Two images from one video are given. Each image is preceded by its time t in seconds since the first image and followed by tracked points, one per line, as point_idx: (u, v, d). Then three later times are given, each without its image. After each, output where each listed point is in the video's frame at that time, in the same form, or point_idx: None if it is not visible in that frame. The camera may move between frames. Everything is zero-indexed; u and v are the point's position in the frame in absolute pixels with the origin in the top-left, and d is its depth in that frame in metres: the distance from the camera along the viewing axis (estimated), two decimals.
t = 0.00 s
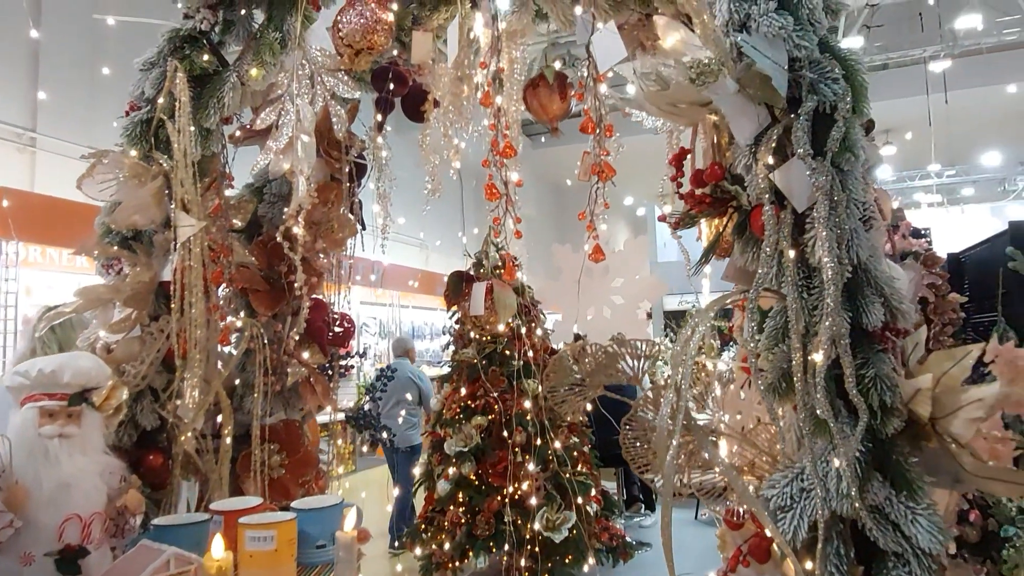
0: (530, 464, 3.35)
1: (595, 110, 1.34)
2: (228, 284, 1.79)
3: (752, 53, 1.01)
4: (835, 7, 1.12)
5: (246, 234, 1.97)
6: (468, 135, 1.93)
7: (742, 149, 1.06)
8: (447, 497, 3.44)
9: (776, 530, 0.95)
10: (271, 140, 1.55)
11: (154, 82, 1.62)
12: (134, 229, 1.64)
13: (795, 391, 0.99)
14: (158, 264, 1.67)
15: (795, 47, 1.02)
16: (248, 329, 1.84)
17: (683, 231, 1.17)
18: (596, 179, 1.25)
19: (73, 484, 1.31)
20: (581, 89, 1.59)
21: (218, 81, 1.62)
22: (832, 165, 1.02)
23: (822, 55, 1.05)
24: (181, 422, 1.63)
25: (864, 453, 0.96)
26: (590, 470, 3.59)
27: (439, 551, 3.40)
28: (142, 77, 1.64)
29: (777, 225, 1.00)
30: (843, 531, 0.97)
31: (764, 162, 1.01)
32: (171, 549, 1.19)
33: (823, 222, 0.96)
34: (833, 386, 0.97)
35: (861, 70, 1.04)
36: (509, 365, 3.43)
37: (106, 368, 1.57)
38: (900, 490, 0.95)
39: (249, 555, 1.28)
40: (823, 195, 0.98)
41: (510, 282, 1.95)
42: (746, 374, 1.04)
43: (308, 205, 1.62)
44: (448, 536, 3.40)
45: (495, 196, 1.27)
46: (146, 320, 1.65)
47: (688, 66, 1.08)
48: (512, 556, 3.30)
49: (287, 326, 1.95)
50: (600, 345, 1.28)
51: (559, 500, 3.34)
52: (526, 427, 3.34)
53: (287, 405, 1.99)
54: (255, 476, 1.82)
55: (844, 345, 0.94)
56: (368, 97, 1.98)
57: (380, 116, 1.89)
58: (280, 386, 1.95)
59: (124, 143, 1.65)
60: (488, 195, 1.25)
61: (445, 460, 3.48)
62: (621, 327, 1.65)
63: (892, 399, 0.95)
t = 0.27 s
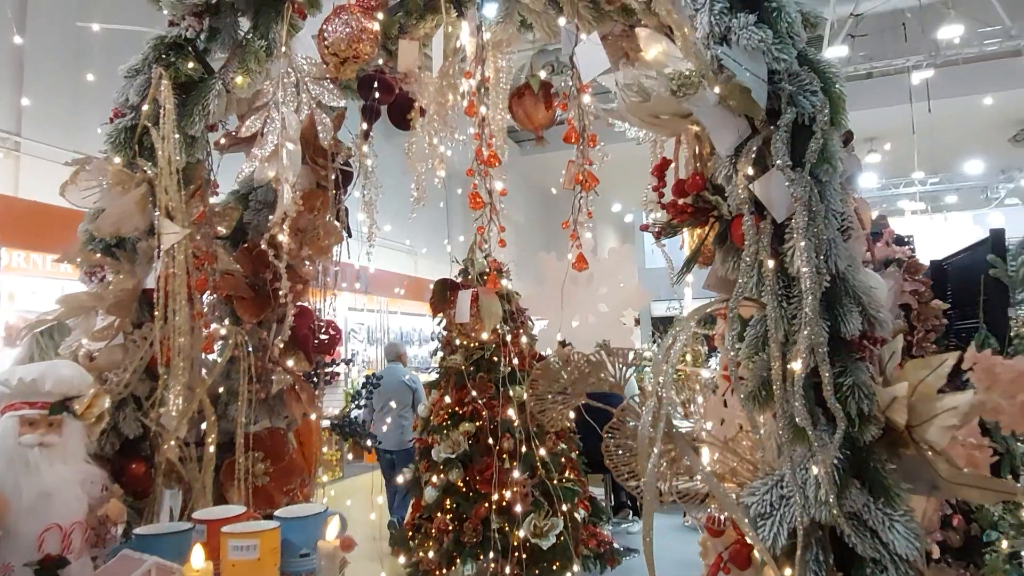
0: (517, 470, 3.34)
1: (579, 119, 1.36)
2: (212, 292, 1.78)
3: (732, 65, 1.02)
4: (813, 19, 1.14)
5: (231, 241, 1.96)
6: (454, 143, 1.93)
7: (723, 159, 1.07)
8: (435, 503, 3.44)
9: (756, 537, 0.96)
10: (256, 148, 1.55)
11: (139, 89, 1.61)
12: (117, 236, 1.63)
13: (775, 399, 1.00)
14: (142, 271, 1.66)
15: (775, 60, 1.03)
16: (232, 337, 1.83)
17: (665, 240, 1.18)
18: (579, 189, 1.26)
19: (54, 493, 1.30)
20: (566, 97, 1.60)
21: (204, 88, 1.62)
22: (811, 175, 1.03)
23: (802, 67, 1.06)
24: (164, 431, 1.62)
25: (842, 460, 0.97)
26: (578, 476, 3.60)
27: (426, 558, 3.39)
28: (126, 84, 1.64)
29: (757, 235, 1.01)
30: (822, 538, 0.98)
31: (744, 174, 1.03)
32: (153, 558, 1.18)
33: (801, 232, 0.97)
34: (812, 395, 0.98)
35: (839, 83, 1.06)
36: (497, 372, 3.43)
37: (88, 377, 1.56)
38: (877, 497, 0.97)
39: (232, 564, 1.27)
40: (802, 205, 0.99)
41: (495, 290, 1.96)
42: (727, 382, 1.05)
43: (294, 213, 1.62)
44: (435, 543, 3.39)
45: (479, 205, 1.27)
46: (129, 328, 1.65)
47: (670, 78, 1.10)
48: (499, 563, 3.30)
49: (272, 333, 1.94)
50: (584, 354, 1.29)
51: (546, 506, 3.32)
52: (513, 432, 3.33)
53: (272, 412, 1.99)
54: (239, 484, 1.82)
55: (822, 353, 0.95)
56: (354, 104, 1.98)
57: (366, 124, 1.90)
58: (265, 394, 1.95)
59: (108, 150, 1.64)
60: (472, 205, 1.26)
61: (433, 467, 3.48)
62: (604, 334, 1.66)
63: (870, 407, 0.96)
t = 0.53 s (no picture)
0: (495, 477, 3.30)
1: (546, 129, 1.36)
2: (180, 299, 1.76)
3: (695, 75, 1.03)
4: (776, 31, 1.16)
5: (201, 248, 1.95)
6: (426, 150, 1.94)
7: (687, 168, 1.09)
8: (412, 512, 3.44)
9: (716, 543, 0.96)
10: (225, 153, 1.54)
11: (106, 93, 1.59)
12: (82, 242, 1.61)
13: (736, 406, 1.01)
14: (107, 277, 1.64)
15: (737, 71, 1.05)
16: (200, 344, 1.81)
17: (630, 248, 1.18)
18: (546, 196, 1.26)
19: (11, 504, 1.27)
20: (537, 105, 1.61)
21: (172, 93, 1.60)
22: (772, 185, 1.05)
23: (763, 78, 1.08)
24: (129, 439, 1.59)
25: (801, 465, 0.99)
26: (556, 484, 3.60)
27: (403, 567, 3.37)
28: (93, 88, 1.62)
29: (718, 243, 1.03)
30: (782, 544, 0.99)
31: (706, 183, 1.04)
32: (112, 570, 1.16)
33: (761, 241, 0.99)
34: (772, 401, 1.00)
35: (799, 94, 1.08)
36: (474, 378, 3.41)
37: (50, 384, 1.54)
38: (836, 502, 0.98)
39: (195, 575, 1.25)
40: (762, 214, 1.01)
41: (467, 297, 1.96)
42: (689, 389, 1.06)
43: (263, 219, 1.60)
44: (412, 551, 3.38)
45: (447, 212, 1.28)
46: (93, 335, 1.62)
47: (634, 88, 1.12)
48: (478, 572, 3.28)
49: (241, 341, 1.92)
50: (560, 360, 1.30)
51: (524, 514, 3.27)
52: (491, 440, 3.30)
53: (242, 421, 1.97)
54: (207, 493, 1.79)
55: (781, 361, 0.97)
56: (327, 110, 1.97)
57: (338, 130, 1.89)
58: (234, 401, 1.93)
59: (73, 154, 1.62)
60: (439, 213, 1.26)
61: (410, 474, 3.47)
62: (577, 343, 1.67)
63: (829, 413, 0.98)
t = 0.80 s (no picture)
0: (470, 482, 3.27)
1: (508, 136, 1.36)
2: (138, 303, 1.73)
3: (649, 83, 1.04)
4: (732, 40, 1.17)
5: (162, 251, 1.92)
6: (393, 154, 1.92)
7: (641, 175, 1.09)
8: (385, 518, 3.41)
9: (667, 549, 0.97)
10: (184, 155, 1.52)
11: (61, 93, 1.56)
12: (36, 246, 1.57)
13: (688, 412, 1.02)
14: (62, 281, 1.61)
15: (691, 78, 1.05)
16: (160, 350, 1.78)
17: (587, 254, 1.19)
18: (505, 202, 1.26)
19: None
20: (501, 109, 1.60)
21: (130, 94, 1.58)
22: (724, 191, 1.06)
23: (718, 86, 1.08)
24: (84, 447, 1.56)
25: (752, 470, 0.99)
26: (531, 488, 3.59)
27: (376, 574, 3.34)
28: (49, 88, 1.58)
29: (671, 249, 1.03)
30: (733, 548, 1.00)
31: (659, 189, 1.04)
32: None
33: (713, 248, 0.99)
34: (723, 407, 1.00)
35: (753, 102, 1.09)
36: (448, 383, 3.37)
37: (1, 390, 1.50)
38: (786, 506, 0.99)
39: None
40: (714, 221, 1.01)
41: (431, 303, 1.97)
42: (643, 394, 1.06)
43: (224, 222, 1.58)
44: (386, 557, 3.35)
45: (406, 218, 1.27)
46: (47, 340, 1.59)
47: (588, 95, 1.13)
48: None
49: (203, 346, 1.90)
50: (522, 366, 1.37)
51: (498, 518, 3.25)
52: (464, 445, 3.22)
53: (203, 427, 1.94)
54: (166, 501, 1.76)
55: (731, 367, 0.97)
56: (293, 113, 1.95)
57: (303, 133, 1.87)
58: (195, 407, 1.91)
59: (28, 156, 1.58)
60: (398, 218, 1.26)
61: (384, 481, 3.43)
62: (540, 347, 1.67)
63: (778, 418, 0.99)
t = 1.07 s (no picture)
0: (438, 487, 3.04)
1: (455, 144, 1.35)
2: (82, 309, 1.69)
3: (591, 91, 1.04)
4: (676, 51, 1.17)
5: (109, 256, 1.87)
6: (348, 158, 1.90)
7: (583, 183, 1.09)
8: (351, 525, 3.29)
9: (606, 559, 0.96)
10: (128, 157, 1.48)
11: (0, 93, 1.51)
12: None
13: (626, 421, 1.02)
14: None
15: (633, 87, 1.06)
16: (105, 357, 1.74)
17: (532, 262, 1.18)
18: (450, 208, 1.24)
19: None
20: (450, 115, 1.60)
21: (72, 95, 1.53)
22: (665, 201, 1.06)
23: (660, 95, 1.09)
24: (21, 457, 1.51)
25: (690, 479, 0.99)
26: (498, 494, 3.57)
27: None
28: None
29: (611, 259, 1.03)
30: (672, 557, 1.00)
31: (600, 198, 1.04)
32: None
33: (652, 257, 1.00)
34: (660, 417, 1.01)
35: (696, 112, 1.09)
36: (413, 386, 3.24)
37: None
38: (724, 516, 0.99)
39: None
40: (654, 230, 1.01)
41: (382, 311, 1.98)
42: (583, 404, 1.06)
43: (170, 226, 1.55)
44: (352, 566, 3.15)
45: (350, 223, 1.25)
46: None
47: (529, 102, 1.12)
48: None
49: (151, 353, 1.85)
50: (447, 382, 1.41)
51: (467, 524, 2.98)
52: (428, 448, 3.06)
53: (151, 435, 1.90)
54: (108, 512, 1.70)
55: (669, 376, 0.98)
56: (246, 116, 1.92)
57: (256, 137, 1.85)
58: (141, 415, 1.86)
59: None
60: (342, 224, 1.24)
61: (350, 488, 3.35)
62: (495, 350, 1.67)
63: (716, 428, 0.99)
